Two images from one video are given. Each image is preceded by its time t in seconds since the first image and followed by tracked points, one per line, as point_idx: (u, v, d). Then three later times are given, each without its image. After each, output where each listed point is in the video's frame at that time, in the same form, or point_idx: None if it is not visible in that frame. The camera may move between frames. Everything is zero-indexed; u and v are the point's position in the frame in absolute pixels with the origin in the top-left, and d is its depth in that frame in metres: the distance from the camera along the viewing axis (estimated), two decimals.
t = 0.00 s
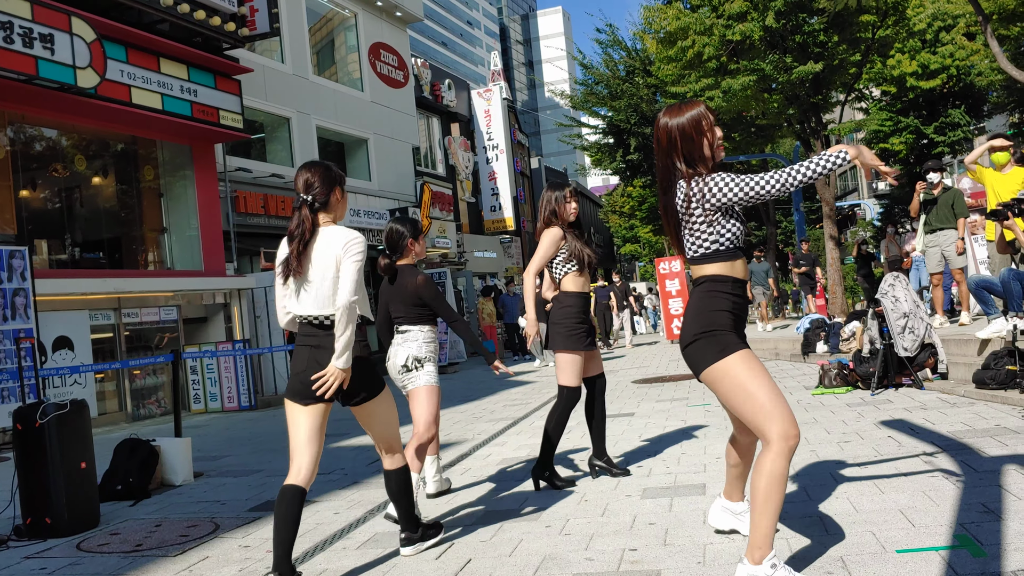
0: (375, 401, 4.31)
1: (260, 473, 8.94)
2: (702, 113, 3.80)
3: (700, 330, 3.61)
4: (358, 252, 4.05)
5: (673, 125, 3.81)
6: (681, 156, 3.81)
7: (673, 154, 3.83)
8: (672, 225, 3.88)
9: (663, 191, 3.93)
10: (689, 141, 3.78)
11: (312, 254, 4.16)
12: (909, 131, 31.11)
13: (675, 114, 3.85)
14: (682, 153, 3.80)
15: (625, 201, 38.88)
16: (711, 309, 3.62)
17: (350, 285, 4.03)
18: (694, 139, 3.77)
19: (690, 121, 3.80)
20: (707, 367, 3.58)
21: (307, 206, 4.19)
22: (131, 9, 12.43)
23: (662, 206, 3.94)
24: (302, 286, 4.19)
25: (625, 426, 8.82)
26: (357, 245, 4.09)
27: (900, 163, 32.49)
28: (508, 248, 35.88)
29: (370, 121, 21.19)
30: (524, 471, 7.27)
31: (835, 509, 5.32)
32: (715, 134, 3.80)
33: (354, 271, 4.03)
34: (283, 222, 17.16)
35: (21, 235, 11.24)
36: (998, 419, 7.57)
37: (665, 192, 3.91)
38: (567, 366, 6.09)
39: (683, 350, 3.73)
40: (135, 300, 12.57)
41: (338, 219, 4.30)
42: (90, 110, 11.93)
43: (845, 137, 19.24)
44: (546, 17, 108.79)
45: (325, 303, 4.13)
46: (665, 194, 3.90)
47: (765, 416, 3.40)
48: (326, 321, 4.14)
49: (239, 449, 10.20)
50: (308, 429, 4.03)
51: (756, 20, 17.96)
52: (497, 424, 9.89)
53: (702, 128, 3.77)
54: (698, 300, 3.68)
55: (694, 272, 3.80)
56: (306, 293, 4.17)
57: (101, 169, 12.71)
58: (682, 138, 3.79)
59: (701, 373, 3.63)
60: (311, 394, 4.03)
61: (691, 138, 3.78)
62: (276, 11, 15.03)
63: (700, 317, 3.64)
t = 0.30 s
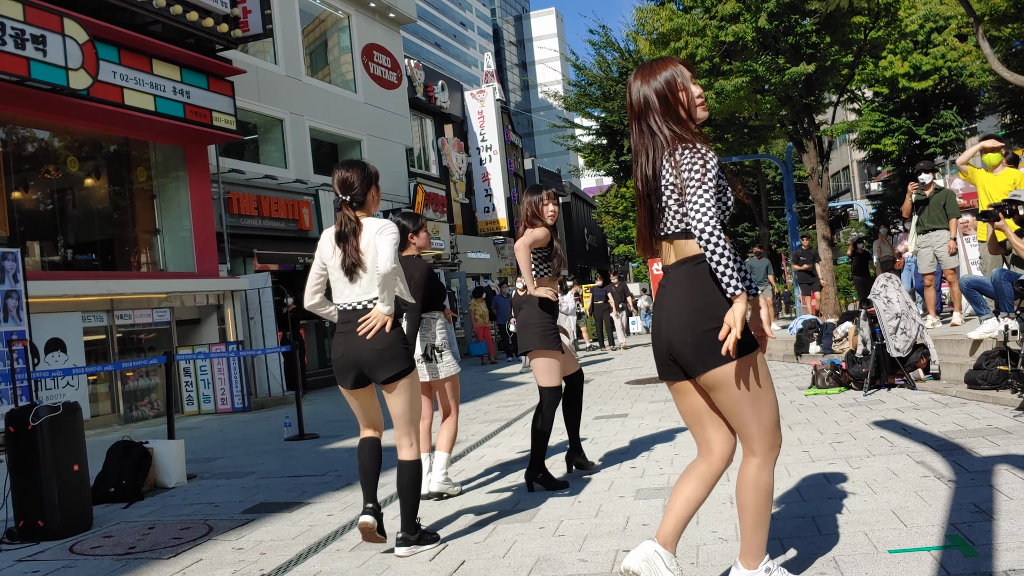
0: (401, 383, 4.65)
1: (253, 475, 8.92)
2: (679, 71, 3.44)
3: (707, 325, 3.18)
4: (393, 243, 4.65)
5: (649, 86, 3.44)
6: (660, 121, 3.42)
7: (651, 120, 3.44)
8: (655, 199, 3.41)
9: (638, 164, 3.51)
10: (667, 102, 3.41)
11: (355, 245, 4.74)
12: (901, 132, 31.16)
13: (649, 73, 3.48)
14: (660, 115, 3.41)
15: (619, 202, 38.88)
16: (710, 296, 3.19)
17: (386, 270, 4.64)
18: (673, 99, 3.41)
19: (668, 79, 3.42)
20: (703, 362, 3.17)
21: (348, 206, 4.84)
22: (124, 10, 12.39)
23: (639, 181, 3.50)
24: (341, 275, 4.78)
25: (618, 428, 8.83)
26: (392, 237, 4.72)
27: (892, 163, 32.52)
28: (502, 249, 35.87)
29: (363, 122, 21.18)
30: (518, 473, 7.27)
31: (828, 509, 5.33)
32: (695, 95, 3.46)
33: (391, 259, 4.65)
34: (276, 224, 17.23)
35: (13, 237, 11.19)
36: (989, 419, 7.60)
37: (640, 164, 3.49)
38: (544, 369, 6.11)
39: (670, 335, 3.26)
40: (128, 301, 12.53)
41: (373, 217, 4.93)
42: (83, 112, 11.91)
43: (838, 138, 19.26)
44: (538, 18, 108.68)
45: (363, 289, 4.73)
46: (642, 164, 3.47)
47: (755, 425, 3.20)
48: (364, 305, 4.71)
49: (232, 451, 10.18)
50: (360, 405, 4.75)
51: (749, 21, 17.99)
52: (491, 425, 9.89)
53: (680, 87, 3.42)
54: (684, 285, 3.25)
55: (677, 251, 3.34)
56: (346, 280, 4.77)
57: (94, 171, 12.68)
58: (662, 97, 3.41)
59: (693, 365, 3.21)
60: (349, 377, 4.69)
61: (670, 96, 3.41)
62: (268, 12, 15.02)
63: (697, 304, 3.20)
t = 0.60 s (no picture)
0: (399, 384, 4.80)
1: (245, 480, 8.91)
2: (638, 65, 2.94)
3: (665, 341, 2.65)
4: (375, 253, 4.72)
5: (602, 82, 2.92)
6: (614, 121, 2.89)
7: (602, 120, 2.91)
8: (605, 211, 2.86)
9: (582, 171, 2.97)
10: (623, 100, 2.89)
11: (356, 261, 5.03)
12: (892, 138, 31.30)
13: (600, 65, 2.95)
14: (613, 114, 2.89)
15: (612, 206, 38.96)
16: (669, 314, 2.66)
17: (369, 277, 4.79)
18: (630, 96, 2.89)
19: (624, 72, 2.90)
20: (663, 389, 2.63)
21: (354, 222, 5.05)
22: (116, 15, 12.36)
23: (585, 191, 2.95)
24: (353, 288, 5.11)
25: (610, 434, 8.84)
26: (379, 245, 4.77)
27: (883, 170, 32.64)
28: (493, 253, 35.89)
29: (356, 127, 21.17)
30: (509, 479, 7.25)
31: (818, 516, 5.35)
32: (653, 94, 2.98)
33: (372, 267, 4.76)
34: (269, 229, 17.22)
35: (4, 241, 11.16)
36: (979, 425, 7.64)
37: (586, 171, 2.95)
38: (531, 376, 6.17)
39: (614, 358, 2.72)
40: (119, 306, 12.48)
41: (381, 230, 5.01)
42: (74, 116, 11.87)
43: (829, 145, 19.35)
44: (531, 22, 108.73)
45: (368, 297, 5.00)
46: (588, 171, 2.93)
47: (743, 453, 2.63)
48: (369, 312, 4.97)
49: (224, 456, 10.17)
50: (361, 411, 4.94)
51: (740, 28, 18.08)
52: (483, 431, 9.90)
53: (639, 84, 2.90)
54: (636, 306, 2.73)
55: (621, 265, 2.82)
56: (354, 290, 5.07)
57: (85, 175, 12.64)
58: (617, 93, 2.89)
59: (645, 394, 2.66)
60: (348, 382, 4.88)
61: (626, 93, 2.89)
62: (261, 17, 15.02)
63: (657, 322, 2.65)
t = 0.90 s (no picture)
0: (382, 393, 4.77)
1: (232, 489, 8.87)
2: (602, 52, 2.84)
3: (598, 351, 2.53)
4: (365, 262, 4.71)
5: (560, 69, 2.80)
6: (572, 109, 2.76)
7: (560, 109, 2.78)
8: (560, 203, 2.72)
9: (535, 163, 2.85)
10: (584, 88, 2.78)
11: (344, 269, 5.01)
12: (881, 150, 31.45)
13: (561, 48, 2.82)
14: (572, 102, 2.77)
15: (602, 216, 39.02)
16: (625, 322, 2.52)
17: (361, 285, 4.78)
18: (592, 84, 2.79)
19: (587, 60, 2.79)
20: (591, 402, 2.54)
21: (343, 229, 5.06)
22: (107, 22, 12.36)
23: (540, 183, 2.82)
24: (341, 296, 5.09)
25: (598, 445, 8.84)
26: (370, 251, 4.79)
27: (872, 181, 32.77)
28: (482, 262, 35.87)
29: (346, 135, 21.17)
30: (497, 488, 7.23)
31: (806, 526, 5.36)
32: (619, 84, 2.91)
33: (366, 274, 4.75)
34: (258, 237, 17.19)
35: None
36: (965, 436, 7.67)
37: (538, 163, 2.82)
38: (515, 385, 6.17)
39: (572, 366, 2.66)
40: (107, 314, 12.42)
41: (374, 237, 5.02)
42: (63, 123, 11.85)
43: (818, 157, 19.45)
44: (522, 32, 109.00)
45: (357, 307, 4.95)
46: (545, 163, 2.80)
47: (647, 486, 2.39)
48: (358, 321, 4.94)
49: (212, 465, 10.13)
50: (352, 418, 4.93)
51: (730, 39, 18.50)
52: (472, 440, 9.88)
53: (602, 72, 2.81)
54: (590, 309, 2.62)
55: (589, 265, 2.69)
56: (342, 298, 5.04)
57: (74, 181, 12.59)
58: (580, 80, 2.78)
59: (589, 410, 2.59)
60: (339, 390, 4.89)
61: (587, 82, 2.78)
62: (251, 25, 15.03)
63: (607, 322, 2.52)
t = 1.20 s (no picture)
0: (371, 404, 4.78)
1: (220, 498, 8.81)
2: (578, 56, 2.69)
3: (557, 368, 2.38)
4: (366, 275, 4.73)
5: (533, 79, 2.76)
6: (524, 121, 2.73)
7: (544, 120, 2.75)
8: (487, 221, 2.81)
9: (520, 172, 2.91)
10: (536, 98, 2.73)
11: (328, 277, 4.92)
12: (870, 162, 31.58)
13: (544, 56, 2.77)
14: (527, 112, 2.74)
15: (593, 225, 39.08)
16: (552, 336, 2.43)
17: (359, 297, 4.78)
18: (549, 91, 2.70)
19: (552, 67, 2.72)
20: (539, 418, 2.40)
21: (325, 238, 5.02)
22: (98, 28, 12.33)
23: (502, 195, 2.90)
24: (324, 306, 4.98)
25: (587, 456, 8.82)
26: (365, 261, 4.80)
27: (861, 193, 32.91)
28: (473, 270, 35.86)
29: (337, 143, 21.16)
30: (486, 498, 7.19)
31: (795, 539, 5.35)
32: (596, 87, 2.70)
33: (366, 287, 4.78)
34: (248, 244, 17.12)
35: None
36: (953, 449, 7.69)
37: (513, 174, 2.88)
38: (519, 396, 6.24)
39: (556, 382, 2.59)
40: (95, 321, 12.35)
41: (356, 246, 5.02)
42: (53, 128, 11.81)
43: (807, 168, 19.54)
44: (513, 41, 109.22)
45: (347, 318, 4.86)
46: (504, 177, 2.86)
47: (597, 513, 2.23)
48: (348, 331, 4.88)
49: (200, 474, 10.07)
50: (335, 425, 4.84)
51: (721, 50, 18.51)
52: (461, 450, 9.86)
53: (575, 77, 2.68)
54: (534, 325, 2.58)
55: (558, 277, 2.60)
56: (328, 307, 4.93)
57: (63, 188, 12.54)
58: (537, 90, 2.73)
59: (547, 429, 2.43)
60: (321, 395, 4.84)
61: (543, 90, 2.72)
62: (243, 33, 15.04)
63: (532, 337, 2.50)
